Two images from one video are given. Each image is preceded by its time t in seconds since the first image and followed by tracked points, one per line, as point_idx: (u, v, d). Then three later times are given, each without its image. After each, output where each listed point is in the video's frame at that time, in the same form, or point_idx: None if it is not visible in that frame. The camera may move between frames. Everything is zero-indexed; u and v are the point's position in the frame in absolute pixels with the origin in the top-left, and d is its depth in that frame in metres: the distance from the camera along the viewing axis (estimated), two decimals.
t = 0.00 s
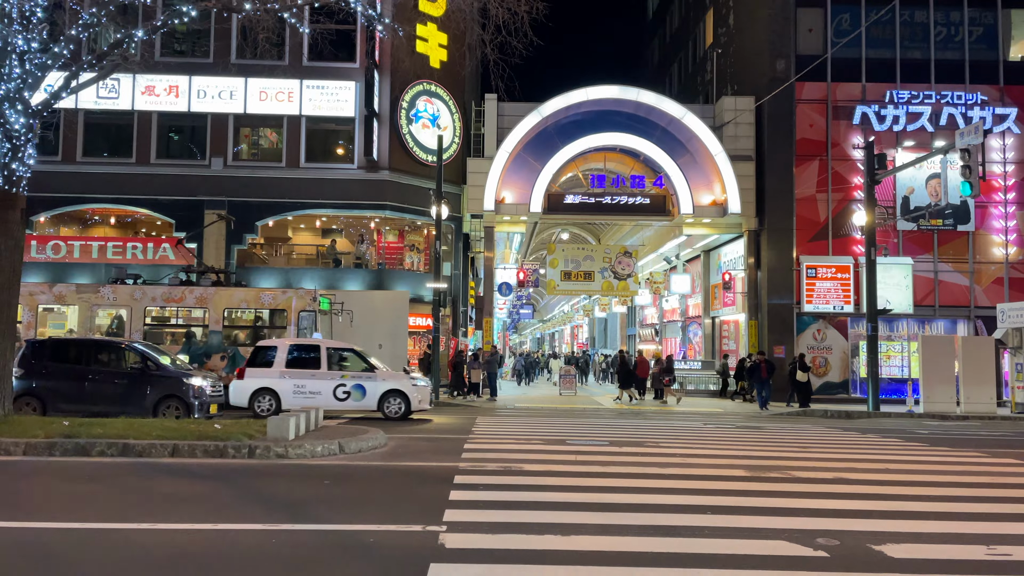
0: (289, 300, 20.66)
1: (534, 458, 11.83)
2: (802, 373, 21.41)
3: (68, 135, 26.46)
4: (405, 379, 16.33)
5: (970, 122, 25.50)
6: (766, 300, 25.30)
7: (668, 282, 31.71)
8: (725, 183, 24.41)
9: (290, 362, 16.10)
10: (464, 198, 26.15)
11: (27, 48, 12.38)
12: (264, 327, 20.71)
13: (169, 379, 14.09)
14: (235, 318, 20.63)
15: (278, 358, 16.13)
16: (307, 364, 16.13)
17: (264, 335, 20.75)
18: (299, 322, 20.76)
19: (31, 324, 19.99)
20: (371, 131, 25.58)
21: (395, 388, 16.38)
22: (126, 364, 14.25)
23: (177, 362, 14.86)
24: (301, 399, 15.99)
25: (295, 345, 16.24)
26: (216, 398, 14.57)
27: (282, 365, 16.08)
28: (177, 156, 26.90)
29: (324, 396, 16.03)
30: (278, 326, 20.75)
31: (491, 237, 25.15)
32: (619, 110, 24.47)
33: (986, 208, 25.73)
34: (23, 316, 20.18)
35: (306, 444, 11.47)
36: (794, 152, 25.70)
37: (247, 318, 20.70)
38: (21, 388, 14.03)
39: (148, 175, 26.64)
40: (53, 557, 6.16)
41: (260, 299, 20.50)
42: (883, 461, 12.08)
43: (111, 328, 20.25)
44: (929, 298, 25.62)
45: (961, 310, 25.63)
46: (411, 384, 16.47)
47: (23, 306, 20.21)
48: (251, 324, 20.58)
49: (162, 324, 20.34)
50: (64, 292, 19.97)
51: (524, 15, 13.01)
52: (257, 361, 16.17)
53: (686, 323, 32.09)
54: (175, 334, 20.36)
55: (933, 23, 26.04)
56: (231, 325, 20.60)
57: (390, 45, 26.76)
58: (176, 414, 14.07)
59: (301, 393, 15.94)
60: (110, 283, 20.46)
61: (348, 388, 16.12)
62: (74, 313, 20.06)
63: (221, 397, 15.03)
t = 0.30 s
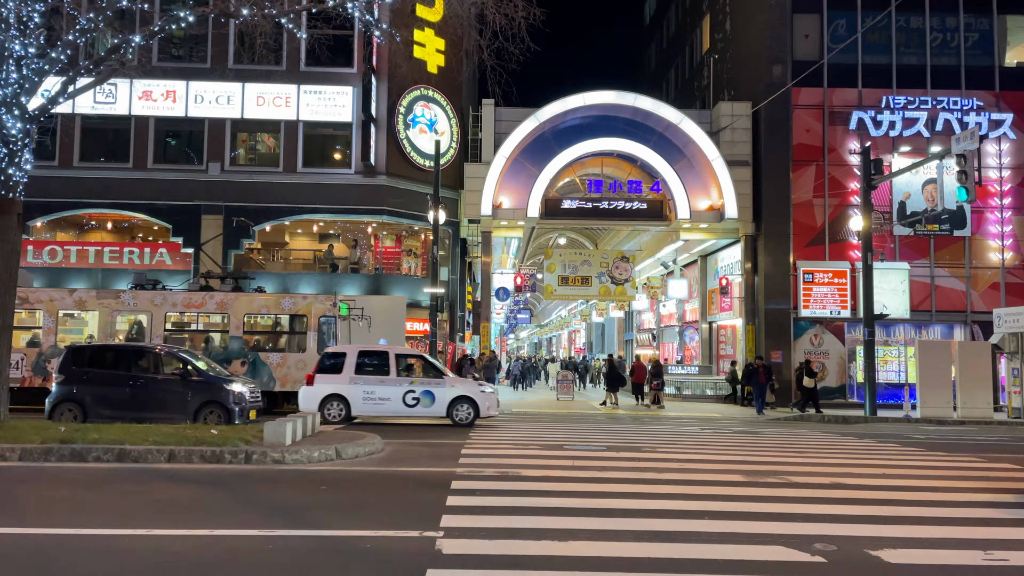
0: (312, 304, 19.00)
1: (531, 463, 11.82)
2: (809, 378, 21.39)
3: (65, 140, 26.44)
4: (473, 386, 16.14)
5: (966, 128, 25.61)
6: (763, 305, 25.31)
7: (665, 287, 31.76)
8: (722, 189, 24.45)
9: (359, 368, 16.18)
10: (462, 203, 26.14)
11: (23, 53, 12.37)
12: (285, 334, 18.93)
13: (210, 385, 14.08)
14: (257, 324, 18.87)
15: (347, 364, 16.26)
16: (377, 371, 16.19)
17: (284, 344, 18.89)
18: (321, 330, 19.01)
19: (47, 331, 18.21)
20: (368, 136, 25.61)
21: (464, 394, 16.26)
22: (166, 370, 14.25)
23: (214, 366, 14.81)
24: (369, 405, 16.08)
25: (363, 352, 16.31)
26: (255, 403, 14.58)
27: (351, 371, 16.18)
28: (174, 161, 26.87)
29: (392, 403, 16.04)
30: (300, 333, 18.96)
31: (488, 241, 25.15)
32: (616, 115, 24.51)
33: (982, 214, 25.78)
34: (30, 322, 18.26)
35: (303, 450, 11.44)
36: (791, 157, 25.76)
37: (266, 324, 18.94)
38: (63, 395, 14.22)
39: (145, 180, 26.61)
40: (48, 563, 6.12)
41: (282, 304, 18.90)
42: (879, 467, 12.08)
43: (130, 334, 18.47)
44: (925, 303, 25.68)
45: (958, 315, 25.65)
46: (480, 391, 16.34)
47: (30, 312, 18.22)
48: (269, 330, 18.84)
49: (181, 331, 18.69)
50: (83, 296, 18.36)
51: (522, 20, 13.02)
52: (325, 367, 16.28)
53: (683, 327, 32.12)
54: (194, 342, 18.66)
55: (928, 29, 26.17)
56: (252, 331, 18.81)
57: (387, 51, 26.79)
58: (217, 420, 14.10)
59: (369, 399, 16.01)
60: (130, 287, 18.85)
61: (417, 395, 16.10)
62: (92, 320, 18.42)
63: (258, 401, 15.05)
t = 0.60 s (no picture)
0: (335, 309, 18.87)
1: (529, 468, 11.80)
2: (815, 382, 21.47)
3: (63, 144, 26.44)
4: (550, 391, 16.14)
5: (963, 133, 25.64)
6: (761, 309, 25.34)
7: (663, 291, 31.79)
8: (720, 193, 24.47)
9: (436, 374, 16.34)
10: (460, 207, 26.14)
11: (21, 57, 12.38)
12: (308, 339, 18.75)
13: (261, 391, 14.25)
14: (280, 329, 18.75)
15: (423, 369, 16.47)
16: (450, 375, 16.33)
17: (306, 349, 18.71)
18: (344, 334, 18.75)
19: (70, 336, 18.09)
20: (366, 140, 25.63)
21: (541, 399, 16.27)
22: (218, 375, 14.36)
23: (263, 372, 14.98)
24: (448, 410, 16.25)
25: (441, 358, 16.44)
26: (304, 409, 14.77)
27: (428, 378, 16.34)
28: (172, 165, 26.86)
29: (470, 408, 16.14)
30: (322, 337, 18.78)
31: (487, 246, 25.16)
32: (614, 119, 24.57)
33: (979, 218, 25.84)
34: (52, 327, 18.12)
35: (300, 454, 11.41)
36: (788, 162, 25.81)
37: (288, 329, 18.79)
38: (115, 400, 14.11)
39: (143, 184, 26.61)
40: (45, 568, 6.10)
41: (304, 309, 18.83)
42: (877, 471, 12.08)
43: (153, 339, 18.36)
44: (923, 307, 25.72)
45: (955, 319, 25.68)
46: (556, 396, 16.37)
47: (53, 317, 18.11)
48: (291, 335, 18.69)
49: (205, 336, 18.55)
50: (106, 302, 18.28)
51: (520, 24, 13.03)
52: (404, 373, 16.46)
53: (681, 331, 32.13)
54: (218, 347, 18.53)
55: (925, 34, 26.23)
56: (274, 337, 18.67)
57: (385, 55, 26.83)
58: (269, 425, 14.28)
59: (448, 405, 16.17)
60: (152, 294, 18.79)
61: (495, 400, 16.14)
62: (114, 326, 18.27)
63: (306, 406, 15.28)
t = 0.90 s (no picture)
0: (359, 313, 18.41)
1: (528, 471, 11.79)
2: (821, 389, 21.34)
3: (62, 147, 26.44)
4: (636, 397, 16.19)
5: (961, 136, 25.70)
6: (760, 313, 25.34)
7: (661, 295, 31.82)
8: (718, 197, 24.51)
9: (521, 380, 16.40)
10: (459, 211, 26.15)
11: (21, 61, 12.39)
12: (332, 344, 18.36)
13: (323, 395, 14.47)
14: (305, 333, 18.26)
15: (508, 375, 16.53)
16: (534, 381, 16.40)
17: (329, 354, 18.35)
18: (369, 339, 18.41)
19: (95, 340, 17.72)
20: (366, 144, 25.66)
21: (625, 405, 16.36)
22: (278, 380, 14.48)
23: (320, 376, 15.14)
24: (532, 416, 16.29)
25: (524, 363, 16.50)
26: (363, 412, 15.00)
27: (513, 383, 16.43)
28: (171, 169, 26.88)
29: (555, 414, 16.20)
30: (346, 341, 18.39)
31: (486, 249, 25.18)
32: (613, 123, 24.59)
33: (977, 222, 25.89)
34: (77, 331, 17.75)
35: (299, 458, 11.40)
36: (786, 165, 25.85)
37: (311, 333, 18.33)
38: (177, 405, 14.13)
39: (142, 188, 26.60)
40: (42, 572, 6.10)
41: (329, 313, 18.33)
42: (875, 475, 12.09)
43: (178, 343, 17.86)
44: (921, 311, 25.74)
45: (953, 322, 25.73)
46: (640, 402, 16.44)
47: (77, 321, 17.74)
48: (314, 340, 18.25)
49: (229, 340, 18.01)
50: (132, 306, 17.85)
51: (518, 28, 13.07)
52: (488, 378, 16.54)
53: (679, 335, 32.14)
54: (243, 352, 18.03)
55: (923, 38, 26.30)
56: (299, 341, 18.22)
57: (385, 59, 26.89)
58: (329, 429, 14.54)
59: (532, 411, 16.21)
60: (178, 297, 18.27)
61: (580, 406, 16.22)
62: (139, 330, 17.79)
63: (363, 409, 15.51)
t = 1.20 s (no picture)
0: (386, 316, 18.58)
1: (529, 474, 11.77)
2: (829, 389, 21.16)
3: (61, 150, 26.44)
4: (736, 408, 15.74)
5: (960, 138, 25.74)
6: (759, 315, 25.38)
7: (661, 297, 31.83)
8: (717, 200, 24.51)
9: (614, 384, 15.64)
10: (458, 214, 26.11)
11: (20, 64, 12.39)
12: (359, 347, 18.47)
13: (391, 397, 14.53)
14: (331, 336, 18.45)
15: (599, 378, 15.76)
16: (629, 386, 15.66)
17: (356, 356, 18.45)
18: (396, 341, 18.55)
19: (123, 343, 18.12)
20: (365, 146, 25.69)
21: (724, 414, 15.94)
22: (348, 382, 14.59)
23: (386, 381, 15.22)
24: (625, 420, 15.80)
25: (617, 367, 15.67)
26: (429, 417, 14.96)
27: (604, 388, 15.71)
28: (170, 172, 26.89)
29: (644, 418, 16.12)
30: (373, 343, 18.53)
31: (485, 251, 25.18)
32: (612, 125, 24.60)
33: (977, 224, 25.89)
34: (105, 334, 18.15)
35: (298, 460, 11.37)
36: (785, 167, 25.85)
37: (337, 335, 18.49)
38: (248, 408, 14.28)
39: (141, 190, 26.60)
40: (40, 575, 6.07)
41: (356, 316, 18.50)
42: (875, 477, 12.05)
43: (204, 346, 18.18)
44: (920, 313, 25.76)
45: (953, 324, 25.74)
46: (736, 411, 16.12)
47: (106, 324, 18.13)
48: (340, 342, 18.42)
49: (256, 343, 18.31)
50: (160, 309, 18.27)
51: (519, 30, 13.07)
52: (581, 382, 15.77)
53: (679, 337, 32.15)
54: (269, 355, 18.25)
55: (922, 41, 26.32)
56: (327, 343, 18.41)
57: (384, 62, 26.85)
58: (399, 433, 14.49)
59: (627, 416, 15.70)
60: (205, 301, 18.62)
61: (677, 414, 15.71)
62: (167, 333, 18.24)
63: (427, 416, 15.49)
